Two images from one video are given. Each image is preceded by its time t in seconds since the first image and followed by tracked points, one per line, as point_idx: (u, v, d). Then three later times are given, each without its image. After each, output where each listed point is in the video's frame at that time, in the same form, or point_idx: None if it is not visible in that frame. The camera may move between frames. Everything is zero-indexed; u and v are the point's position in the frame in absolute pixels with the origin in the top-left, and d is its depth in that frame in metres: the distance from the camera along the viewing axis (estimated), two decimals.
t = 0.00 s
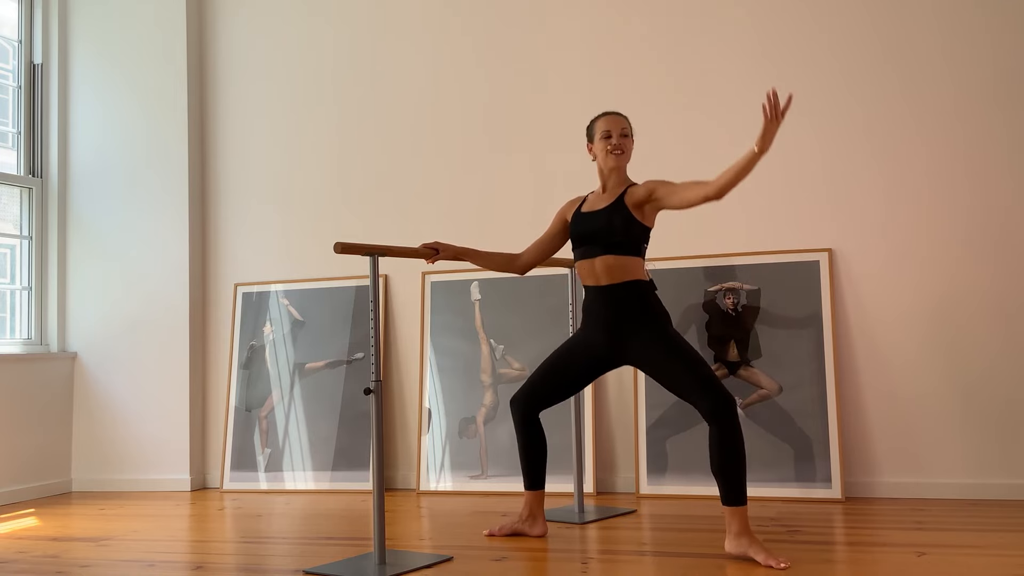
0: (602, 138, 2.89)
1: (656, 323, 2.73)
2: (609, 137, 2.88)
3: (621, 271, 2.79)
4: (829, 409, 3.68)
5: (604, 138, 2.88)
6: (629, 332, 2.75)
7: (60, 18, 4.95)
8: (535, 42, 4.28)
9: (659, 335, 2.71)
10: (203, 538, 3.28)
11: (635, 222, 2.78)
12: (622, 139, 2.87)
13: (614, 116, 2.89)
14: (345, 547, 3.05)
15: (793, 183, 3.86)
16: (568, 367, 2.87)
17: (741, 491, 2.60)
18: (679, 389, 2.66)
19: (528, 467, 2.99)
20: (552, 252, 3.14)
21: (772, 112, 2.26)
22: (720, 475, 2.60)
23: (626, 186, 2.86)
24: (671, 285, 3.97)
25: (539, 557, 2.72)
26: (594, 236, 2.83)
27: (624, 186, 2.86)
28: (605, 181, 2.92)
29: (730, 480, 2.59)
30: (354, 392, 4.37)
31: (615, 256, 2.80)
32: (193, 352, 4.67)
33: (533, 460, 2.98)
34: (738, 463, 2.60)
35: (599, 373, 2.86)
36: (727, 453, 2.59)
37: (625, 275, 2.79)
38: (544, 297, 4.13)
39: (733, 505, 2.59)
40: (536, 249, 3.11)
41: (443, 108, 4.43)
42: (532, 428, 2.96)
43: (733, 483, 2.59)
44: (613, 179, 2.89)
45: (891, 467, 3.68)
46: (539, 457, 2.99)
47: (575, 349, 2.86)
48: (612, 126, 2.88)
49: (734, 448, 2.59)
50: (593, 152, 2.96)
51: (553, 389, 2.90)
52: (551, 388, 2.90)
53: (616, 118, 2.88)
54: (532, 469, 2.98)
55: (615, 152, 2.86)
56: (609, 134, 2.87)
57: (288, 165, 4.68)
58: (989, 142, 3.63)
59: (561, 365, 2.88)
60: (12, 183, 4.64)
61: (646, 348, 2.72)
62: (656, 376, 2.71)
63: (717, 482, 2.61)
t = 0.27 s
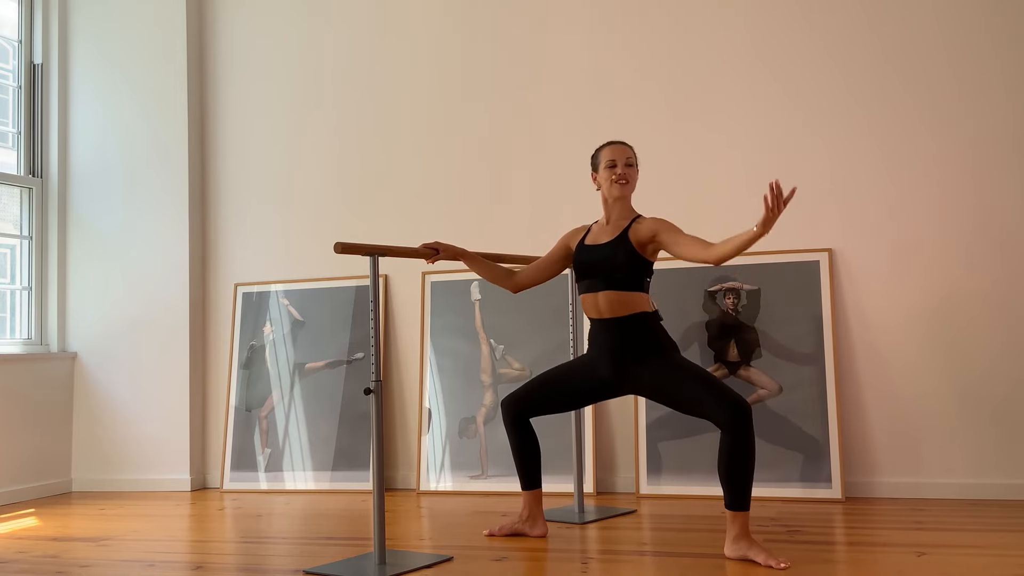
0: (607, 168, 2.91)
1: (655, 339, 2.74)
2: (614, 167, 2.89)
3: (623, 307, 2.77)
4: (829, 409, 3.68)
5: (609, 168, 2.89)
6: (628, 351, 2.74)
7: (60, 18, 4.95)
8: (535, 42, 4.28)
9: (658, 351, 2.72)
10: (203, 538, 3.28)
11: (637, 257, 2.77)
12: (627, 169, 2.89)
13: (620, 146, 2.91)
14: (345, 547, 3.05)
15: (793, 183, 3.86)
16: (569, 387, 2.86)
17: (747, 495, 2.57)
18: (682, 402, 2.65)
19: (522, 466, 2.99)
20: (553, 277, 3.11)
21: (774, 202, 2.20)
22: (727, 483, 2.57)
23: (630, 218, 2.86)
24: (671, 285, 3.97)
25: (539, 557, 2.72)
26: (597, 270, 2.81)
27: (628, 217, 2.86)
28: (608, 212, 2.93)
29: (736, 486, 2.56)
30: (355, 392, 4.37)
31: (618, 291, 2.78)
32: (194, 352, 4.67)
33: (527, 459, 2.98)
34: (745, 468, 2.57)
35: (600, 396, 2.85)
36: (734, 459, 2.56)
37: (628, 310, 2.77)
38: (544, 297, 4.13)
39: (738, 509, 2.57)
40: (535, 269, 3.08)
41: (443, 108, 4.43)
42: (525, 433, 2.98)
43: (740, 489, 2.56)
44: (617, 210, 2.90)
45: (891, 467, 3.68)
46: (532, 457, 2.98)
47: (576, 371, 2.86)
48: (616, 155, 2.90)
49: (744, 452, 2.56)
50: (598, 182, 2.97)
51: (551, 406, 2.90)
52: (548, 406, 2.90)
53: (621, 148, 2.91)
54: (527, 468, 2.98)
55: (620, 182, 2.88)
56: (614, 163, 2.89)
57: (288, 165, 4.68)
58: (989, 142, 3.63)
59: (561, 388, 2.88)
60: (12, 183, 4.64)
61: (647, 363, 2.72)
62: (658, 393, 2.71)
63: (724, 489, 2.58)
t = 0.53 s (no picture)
0: (605, 172, 2.90)
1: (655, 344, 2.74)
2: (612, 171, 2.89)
3: (622, 312, 2.77)
4: (829, 409, 3.68)
5: (608, 172, 2.89)
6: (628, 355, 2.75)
7: (60, 18, 4.95)
8: (535, 42, 4.28)
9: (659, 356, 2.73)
10: (203, 538, 3.28)
11: (637, 263, 2.77)
12: (626, 174, 2.88)
13: (620, 150, 2.90)
14: (345, 547, 3.05)
15: (793, 183, 3.86)
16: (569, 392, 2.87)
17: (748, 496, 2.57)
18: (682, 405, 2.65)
19: (521, 466, 2.99)
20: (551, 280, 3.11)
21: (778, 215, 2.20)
22: (728, 484, 2.57)
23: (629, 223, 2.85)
24: (671, 285, 3.97)
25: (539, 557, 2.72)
26: (596, 274, 2.81)
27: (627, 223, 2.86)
28: (608, 217, 2.92)
29: (736, 486, 2.56)
30: (355, 392, 4.37)
31: (618, 296, 2.78)
32: (194, 352, 4.67)
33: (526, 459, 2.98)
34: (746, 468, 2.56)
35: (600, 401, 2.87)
36: (735, 460, 2.56)
37: (628, 315, 2.77)
38: (544, 297, 4.13)
39: (738, 510, 2.57)
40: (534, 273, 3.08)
41: (443, 108, 4.43)
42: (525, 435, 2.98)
43: (740, 490, 2.56)
44: (616, 215, 2.89)
45: (891, 467, 3.68)
46: (531, 457, 2.98)
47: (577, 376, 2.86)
48: (616, 159, 2.89)
49: (746, 452, 2.55)
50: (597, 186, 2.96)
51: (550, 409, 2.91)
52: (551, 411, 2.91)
53: (621, 152, 2.89)
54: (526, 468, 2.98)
55: (619, 186, 2.86)
56: (613, 168, 2.88)
57: (288, 165, 4.68)
58: (989, 142, 3.63)
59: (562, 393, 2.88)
60: (12, 183, 4.64)
61: (647, 368, 2.72)
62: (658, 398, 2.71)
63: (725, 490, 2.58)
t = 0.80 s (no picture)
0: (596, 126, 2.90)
1: (653, 312, 2.73)
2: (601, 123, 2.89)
3: (617, 261, 2.78)
4: (829, 410, 3.68)
5: (597, 125, 2.89)
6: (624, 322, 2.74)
7: (60, 18, 4.95)
8: (535, 42, 4.28)
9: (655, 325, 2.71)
10: (203, 538, 3.28)
11: (633, 211, 2.77)
12: (614, 125, 2.87)
13: (610, 102, 2.89)
14: (345, 547, 3.05)
15: (793, 183, 3.86)
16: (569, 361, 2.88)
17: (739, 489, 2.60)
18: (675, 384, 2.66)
19: (529, 463, 2.99)
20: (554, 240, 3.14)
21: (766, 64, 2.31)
22: (716, 474, 2.60)
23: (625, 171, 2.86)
24: (671, 285, 3.97)
25: (539, 557, 2.72)
26: (592, 223, 2.82)
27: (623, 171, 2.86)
28: (604, 167, 2.93)
29: (726, 482, 2.59)
30: (355, 392, 4.37)
31: (612, 244, 2.79)
32: (194, 352, 4.67)
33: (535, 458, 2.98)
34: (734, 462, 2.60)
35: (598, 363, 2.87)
36: (722, 453, 2.59)
37: (623, 264, 2.78)
38: (544, 297, 4.13)
39: (731, 504, 2.59)
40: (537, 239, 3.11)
41: (443, 108, 4.43)
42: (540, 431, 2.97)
43: (728, 482, 2.59)
44: (611, 163, 2.90)
45: (891, 467, 3.68)
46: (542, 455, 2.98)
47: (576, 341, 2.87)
48: (605, 111, 2.88)
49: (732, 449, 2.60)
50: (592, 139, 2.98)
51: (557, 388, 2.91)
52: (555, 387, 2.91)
53: (610, 103, 2.88)
54: (535, 466, 2.98)
55: (607, 138, 2.87)
56: (601, 121, 2.88)
57: (288, 165, 4.68)
58: (990, 142, 3.63)
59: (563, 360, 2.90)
60: (12, 183, 4.64)
61: (642, 338, 2.72)
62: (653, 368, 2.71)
63: (714, 480, 2.61)
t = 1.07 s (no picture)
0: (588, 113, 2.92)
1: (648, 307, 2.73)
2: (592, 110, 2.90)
3: (616, 244, 2.80)
4: (829, 409, 3.68)
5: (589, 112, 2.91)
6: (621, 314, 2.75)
7: (60, 19, 4.95)
8: (535, 42, 4.28)
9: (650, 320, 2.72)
10: (203, 538, 3.28)
11: (634, 195, 2.78)
12: (603, 112, 2.87)
13: (603, 88, 2.89)
14: (345, 547, 3.05)
15: (794, 183, 3.86)
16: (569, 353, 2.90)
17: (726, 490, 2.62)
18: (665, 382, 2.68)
19: (546, 464, 2.98)
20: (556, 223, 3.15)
21: None
22: (701, 473, 2.63)
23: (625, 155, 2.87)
24: (671, 285, 3.97)
25: (539, 557, 2.72)
26: (593, 207, 2.83)
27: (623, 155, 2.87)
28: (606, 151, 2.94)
29: (715, 482, 2.62)
30: (355, 392, 4.37)
31: (611, 227, 2.80)
32: (194, 352, 4.67)
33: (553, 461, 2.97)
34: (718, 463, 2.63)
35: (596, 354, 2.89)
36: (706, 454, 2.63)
37: (621, 248, 2.80)
38: (545, 297, 4.13)
39: (720, 503, 2.61)
40: (535, 223, 3.12)
41: (443, 108, 4.43)
42: (565, 435, 2.94)
43: (717, 483, 2.62)
44: (610, 148, 2.91)
45: (891, 467, 3.68)
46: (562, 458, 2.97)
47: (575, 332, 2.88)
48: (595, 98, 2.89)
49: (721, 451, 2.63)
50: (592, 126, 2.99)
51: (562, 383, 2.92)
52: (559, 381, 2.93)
53: (601, 90, 2.88)
54: (551, 468, 2.97)
55: (597, 126, 2.88)
56: (593, 108, 2.89)
57: (288, 165, 4.68)
58: (990, 142, 3.63)
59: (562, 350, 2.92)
60: (12, 183, 4.64)
61: (637, 334, 2.73)
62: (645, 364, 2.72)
63: (699, 478, 2.64)
